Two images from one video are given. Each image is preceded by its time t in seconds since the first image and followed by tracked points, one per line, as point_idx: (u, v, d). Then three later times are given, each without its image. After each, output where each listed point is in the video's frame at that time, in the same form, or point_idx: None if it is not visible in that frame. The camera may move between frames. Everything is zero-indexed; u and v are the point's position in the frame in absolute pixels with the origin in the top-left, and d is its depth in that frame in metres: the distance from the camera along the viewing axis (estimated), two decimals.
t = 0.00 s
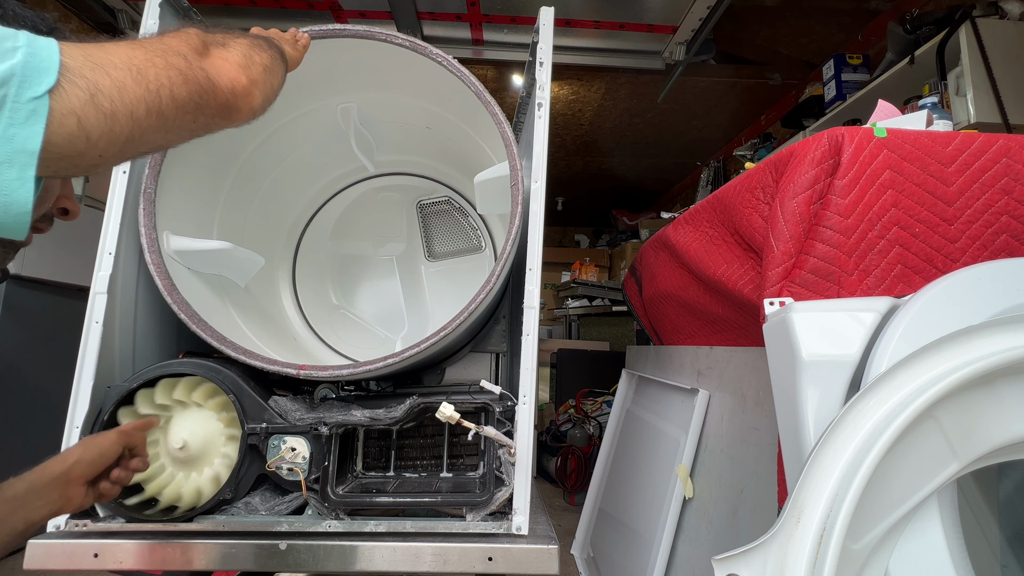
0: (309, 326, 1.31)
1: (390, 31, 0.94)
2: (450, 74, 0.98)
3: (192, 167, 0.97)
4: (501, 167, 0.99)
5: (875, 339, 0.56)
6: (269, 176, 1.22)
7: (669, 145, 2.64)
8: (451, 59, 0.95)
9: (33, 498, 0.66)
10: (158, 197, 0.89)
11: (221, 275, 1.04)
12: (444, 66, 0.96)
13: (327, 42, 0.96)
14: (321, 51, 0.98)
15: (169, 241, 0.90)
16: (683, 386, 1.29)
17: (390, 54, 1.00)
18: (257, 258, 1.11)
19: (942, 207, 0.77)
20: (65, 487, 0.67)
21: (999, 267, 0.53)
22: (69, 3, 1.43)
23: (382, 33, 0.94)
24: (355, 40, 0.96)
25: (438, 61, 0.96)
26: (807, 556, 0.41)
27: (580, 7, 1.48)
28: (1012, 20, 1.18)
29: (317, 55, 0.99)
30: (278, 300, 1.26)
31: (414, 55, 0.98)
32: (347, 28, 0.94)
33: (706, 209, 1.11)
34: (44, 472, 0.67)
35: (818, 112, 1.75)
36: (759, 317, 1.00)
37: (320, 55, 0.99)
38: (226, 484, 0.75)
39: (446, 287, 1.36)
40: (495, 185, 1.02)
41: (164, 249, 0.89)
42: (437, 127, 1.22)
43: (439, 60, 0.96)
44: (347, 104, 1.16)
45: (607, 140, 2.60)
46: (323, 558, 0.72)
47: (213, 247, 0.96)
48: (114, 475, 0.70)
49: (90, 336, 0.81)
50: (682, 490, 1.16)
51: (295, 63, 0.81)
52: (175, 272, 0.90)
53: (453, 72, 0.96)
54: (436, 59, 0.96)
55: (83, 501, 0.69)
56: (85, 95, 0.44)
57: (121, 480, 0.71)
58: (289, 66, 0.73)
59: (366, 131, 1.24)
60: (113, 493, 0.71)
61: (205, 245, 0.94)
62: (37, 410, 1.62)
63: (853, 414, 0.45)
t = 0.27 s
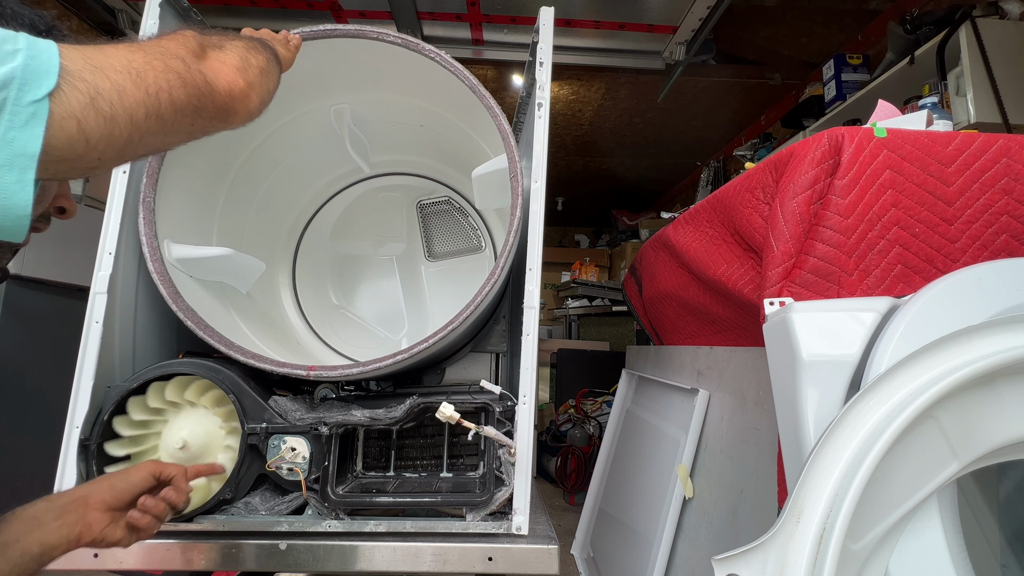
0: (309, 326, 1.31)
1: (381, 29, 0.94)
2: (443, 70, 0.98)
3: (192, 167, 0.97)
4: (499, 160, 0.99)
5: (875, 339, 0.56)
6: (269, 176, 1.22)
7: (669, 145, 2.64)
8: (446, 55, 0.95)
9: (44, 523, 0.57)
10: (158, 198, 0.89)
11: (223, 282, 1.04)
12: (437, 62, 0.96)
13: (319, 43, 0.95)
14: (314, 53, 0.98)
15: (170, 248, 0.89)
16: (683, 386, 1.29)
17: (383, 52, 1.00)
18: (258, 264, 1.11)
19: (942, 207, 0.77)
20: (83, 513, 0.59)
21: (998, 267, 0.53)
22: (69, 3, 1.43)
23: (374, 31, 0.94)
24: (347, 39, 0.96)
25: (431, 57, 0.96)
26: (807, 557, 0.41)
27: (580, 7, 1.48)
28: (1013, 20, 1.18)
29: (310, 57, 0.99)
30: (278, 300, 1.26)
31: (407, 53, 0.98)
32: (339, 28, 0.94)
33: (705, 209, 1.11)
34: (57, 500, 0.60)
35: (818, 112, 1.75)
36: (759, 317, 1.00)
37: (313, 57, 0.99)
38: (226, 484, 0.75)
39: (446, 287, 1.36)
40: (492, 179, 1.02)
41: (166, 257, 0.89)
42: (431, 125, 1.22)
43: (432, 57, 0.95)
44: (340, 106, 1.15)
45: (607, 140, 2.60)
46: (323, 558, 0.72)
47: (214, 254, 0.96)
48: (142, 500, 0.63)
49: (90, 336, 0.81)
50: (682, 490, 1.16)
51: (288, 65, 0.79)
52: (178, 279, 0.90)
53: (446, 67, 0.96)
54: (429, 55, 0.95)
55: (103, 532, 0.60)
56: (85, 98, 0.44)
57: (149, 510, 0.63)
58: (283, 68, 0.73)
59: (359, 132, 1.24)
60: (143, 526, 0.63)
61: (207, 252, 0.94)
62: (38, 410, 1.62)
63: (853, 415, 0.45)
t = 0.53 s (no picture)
0: (309, 326, 1.31)
1: (374, 27, 0.94)
2: (438, 66, 0.97)
3: (192, 167, 0.97)
4: (498, 154, 0.99)
5: (875, 339, 0.56)
6: (269, 176, 1.22)
7: (669, 145, 2.64)
8: (440, 51, 0.95)
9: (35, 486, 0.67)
10: (157, 198, 0.89)
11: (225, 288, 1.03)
12: (432, 60, 0.96)
13: (312, 44, 0.95)
14: (309, 53, 0.98)
15: (173, 256, 0.89)
16: (683, 386, 1.29)
17: (379, 51, 0.99)
18: (259, 269, 1.11)
19: (942, 207, 0.77)
20: (68, 480, 0.68)
21: (999, 267, 0.53)
22: (69, 3, 1.43)
23: (367, 30, 0.94)
24: (340, 39, 0.95)
25: (426, 54, 0.95)
26: (807, 556, 0.41)
27: (580, 7, 1.48)
28: (1013, 20, 1.18)
29: (304, 59, 0.99)
30: (278, 300, 1.26)
31: (401, 51, 0.97)
32: (332, 28, 0.94)
33: (706, 209, 1.11)
34: (42, 466, 0.67)
35: (818, 111, 1.74)
36: (759, 318, 1.00)
37: (307, 59, 0.99)
38: (226, 484, 0.75)
39: (446, 287, 1.36)
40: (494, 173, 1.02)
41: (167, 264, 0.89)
42: (427, 123, 1.22)
43: (427, 54, 0.95)
44: (335, 107, 1.16)
45: (607, 140, 2.60)
46: (323, 558, 0.72)
47: (215, 260, 0.96)
48: (123, 466, 0.70)
49: (90, 336, 0.81)
50: (682, 490, 1.16)
51: (283, 65, 0.79)
52: (181, 285, 0.90)
53: (441, 64, 0.96)
54: (423, 52, 0.95)
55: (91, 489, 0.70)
56: (83, 96, 0.44)
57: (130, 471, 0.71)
58: (281, 69, 0.73)
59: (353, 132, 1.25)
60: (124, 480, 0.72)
61: (208, 259, 0.95)
62: (38, 410, 1.62)
63: (853, 414, 0.45)
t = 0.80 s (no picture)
0: (309, 326, 1.31)
1: (366, 26, 0.94)
2: (431, 63, 0.97)
3: (192, 167, 0.97)
4: (494, 148, 0.99)
5: (875, 339, 0.56)
6: (269, 176, 1.22)
7: (669, 145, 2.64)
8: (430, 47, 0.95)
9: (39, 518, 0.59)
10: (157, 198, 0.89)
11: (228, 294, 1.03)
12: (425, 56, 0.96)
13: (305, 45, 0.95)
14: (305, 55, 0.98)
15: (173, 266, 0.89)
16: (683, 386, 1.29)
17: (373, 50, 0.99)
18: (262, 275, 1.11)
19: (942, 207, 0.77)
20: (74, 507, 0.61)
21: (999, 267, 0.53)
22: (69, 3, 1.43)
23: (359, 29, 0.94)
24: (332, 39, 0.95)
25: (419, 51, 0.95)
26: (807, 557, 0.41)
27: (580, 7, 1.48)
28: (1013, 19, 1.18)
29: (298, 61, 0.99)
30: (278, 300, 1.26)
31: (395, 49, 0.97)
32: (323, 28, 0.94)
33: (706, 209, 1.11)
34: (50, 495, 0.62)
35: (818, 112, 1.74)
36: (759, 318, 1.00)
37: (298, 61, 0.99)
38: (226, 484, 0.75)
39: (446, 287, 1.36)
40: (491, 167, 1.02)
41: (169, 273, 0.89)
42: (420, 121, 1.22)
43: (420, 50, 0.95)
44: (326, 110, 1.15)
45: (607, 140, 2.60)
46: (323, 558, 0.72)
47: (218, 266, 0.96)
48: (133, 494, 0.64)
49: (90, 336, 0.81)
50: (682, 490, 1.16)
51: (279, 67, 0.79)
52: (184, 294, 0.90)
53: (435, 60, 0.96)
54: (416, 48, 0.95)
55: (92, 527, 0.62)
56: (82, 97, 0.44)
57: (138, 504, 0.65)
58: (279, 70, 0.73)
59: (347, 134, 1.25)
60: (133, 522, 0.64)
61: (208, 266, 0.95)
62: (38, 410, 1.62)
63: (853, 414, 0.45)
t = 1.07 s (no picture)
0: (309, 326, 1.31)
1: (361, 25, 0.94)
2: (427, 61, 0.97)
3: (192, 167, 0.97)
4: (493, 144, 0.99)
5: (876, 339, 0.56)
6: (269, 176, 1.22)
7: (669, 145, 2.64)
8: (428, 45, 0.95)
9: (45, 483, 0.65)
10: (158, 197, 0.89)
11: (230, 297, 1.03)
12: (422, 54, 0.96)
13: (301, 45, 0.95)
14: (301, 55, 0.98)
15: (179, 270, 0.90)
16: (683, 386, 1.29)
17: (369, 50, 0.99)
18: (263, 279, 1.11)
19: (942, 207, 0.77)
20: (76, 470, 0.67)
21: (998, 266, 0.53)
22: (69, 3, 1.43)
23: (354, 29, 0.94)
24: (329, 39, 0.95)
25: (415, 49, 0.95)
26: (807, 557, 0.41)
27: (580, 7, 1.48)
28: (1013, 19, 1.18)
29: (295, 60, 0.99)
30: (278, 300, 1.26)
31: (390, 48, 0.97)
32: (320, 28, 0.93)
33: (706, 209, 1.11)
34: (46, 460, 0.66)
35: (818, 112, 1.75)
36: (759, 318, 1.00)
37: (295, 61, 0.99)
38: (226, 484, 0.75)
39: (446, 287, 1.36)
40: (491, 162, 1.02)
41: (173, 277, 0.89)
42: (417, 121, 1.22)
43: (416, 49, 0.95)
44: (324, 111, 1.15)
45: (607, 140, 2.60)
46: (323, 559, 0.72)
47: (221, 270, 0.97)
48: (132, 451, 0.71)
49: (90, 336, 0.81)
50: (682, 490, 1.16)
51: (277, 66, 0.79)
52: (190, 299, 0.90)
53: (431, 58, 0.95)
54: (413, 47, 0.95)
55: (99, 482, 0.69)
56: (74, 89, 0.44)
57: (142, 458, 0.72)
58: (276, 69, 0.73)
59: (345, 136, 1.24)
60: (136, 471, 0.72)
61: (212, 270, 0.95)
62: (38, 410, 1.62)
63: (853, 414, 0.45)
